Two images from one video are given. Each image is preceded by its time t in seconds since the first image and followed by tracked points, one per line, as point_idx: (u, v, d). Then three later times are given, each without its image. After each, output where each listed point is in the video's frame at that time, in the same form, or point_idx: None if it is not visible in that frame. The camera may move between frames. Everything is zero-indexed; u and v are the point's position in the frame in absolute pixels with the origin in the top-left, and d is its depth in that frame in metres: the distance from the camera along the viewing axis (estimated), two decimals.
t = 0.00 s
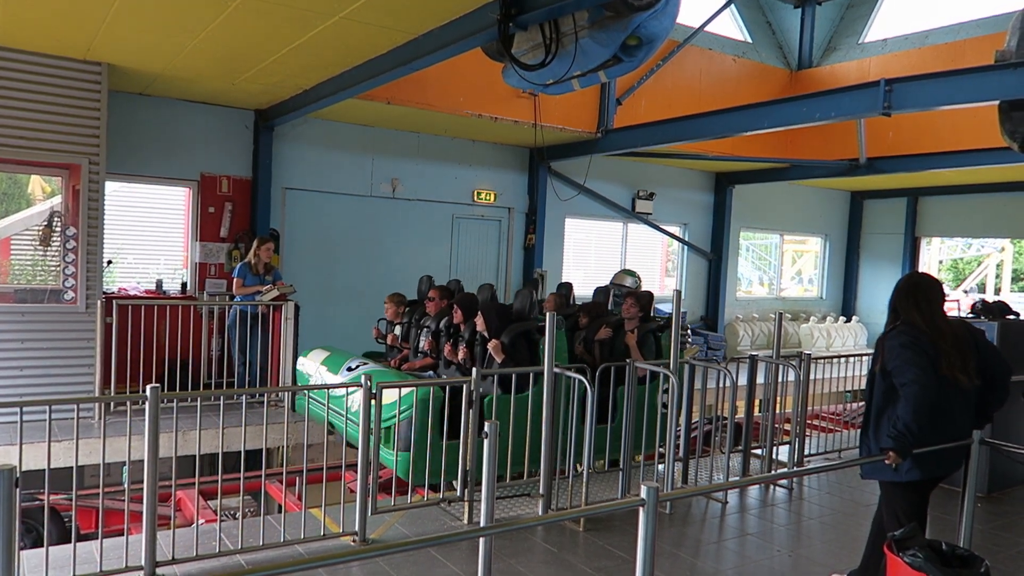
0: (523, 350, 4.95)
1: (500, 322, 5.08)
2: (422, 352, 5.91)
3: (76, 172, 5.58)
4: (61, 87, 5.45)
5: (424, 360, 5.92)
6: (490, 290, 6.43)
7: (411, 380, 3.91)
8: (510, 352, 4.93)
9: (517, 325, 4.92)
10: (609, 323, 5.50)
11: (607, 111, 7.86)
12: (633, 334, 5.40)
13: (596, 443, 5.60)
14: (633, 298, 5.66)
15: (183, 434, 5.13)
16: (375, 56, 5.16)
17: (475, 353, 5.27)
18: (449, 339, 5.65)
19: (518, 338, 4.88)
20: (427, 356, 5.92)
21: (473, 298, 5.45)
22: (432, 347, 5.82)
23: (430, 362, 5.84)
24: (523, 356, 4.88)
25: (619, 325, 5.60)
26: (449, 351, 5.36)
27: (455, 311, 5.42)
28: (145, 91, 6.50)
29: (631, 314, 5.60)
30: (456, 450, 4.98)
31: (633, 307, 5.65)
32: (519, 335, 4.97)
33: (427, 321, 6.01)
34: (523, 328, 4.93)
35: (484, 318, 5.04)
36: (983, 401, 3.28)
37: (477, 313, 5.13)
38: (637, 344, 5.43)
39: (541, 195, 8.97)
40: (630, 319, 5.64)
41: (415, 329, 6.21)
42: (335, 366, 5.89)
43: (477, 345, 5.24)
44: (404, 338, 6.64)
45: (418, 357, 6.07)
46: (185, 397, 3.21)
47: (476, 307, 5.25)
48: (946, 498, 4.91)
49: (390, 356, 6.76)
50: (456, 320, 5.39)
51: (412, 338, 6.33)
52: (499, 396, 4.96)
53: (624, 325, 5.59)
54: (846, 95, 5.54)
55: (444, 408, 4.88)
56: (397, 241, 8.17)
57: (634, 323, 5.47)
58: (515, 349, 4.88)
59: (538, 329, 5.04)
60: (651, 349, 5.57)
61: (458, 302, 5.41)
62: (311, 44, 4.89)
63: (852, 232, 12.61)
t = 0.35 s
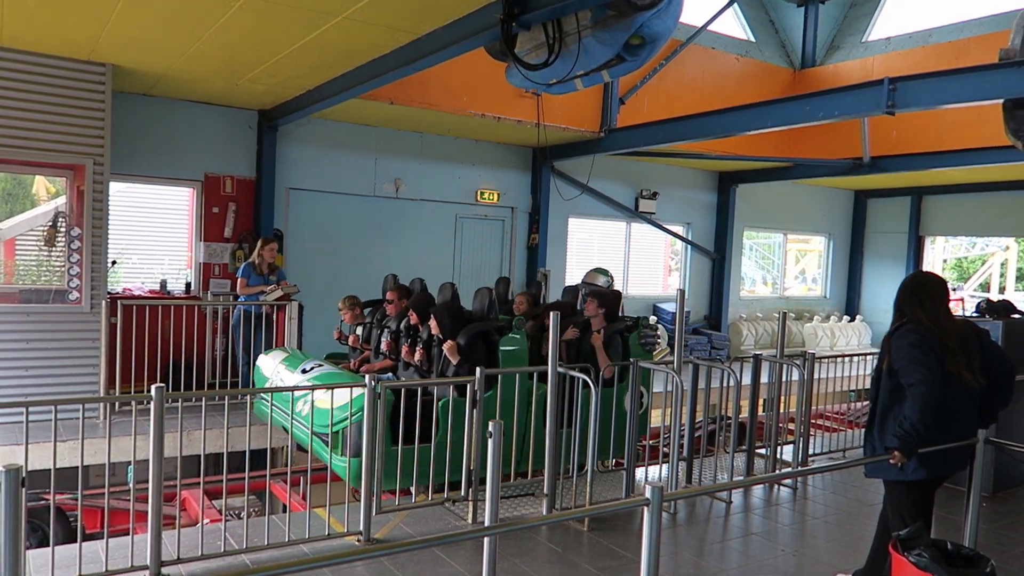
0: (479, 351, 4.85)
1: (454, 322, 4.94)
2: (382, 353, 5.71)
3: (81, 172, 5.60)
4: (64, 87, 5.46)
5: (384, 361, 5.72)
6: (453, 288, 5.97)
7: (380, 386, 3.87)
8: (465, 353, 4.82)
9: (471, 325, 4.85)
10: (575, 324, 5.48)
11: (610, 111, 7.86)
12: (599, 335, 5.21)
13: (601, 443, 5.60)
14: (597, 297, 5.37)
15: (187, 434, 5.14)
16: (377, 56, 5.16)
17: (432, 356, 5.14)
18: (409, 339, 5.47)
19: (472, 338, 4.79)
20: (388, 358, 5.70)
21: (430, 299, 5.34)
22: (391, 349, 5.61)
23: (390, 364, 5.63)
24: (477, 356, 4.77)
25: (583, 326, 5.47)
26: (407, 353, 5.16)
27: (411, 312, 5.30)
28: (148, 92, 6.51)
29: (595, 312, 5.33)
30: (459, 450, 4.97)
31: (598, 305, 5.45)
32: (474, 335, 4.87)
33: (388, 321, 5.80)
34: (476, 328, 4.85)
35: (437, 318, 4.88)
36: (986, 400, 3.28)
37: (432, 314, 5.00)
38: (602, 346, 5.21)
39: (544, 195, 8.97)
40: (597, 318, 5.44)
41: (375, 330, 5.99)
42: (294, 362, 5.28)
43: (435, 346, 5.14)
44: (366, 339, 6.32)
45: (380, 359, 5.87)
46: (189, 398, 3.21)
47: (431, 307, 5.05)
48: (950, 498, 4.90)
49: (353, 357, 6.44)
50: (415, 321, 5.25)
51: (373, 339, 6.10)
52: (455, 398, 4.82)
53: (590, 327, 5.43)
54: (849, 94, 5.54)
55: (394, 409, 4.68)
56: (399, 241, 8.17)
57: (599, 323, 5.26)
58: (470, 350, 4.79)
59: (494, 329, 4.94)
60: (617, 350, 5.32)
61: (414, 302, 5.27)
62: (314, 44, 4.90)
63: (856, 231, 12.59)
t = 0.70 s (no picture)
0: (444, 353, 4.58)
1: (418, 323, 4.69)
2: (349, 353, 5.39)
3: (97, 173, 5.65)
4: (81, 88, 5.51)
5: (351, 361, 5.36)
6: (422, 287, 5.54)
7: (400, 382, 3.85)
8: (428, 354, 4.56)
9: (435, 325, 4.58)
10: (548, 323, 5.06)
11: (624, 110, 7.84)
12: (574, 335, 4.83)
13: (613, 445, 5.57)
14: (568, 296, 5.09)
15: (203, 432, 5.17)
16: (391, 55, 5.17)
17: (396, 356, 4.83)
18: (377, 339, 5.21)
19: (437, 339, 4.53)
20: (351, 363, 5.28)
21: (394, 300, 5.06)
22: (356, 348, 5.25)
23: (356, 364, 5.27)
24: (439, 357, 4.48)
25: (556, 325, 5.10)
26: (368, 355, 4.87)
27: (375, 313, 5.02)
28: (163, 92, 6.56)
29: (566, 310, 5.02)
30: (473, 449, 4.97)
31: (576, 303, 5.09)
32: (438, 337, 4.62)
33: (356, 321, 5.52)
34: (442, 329, 4.58)
35: (400, 318, 4.65)
36: (1003, 401, 3.24)
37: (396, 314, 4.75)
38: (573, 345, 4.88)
39: (557, 195, 8.97)
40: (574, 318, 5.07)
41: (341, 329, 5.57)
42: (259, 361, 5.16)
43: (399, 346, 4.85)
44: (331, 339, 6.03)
45: (346, 359, 5.51)
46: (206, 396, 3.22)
47: (393, 308, 4.83)
48: (968, 499, 4.86)
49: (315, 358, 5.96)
50: (378, 323, 4.92)
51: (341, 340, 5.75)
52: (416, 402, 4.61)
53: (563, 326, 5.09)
54: (865, 93, 5.49)
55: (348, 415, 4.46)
56: (412, 241, 8.19)
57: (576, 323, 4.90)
58: (433, 351, 4.53)
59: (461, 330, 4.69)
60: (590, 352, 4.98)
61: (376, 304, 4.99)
62: (328, 44, 4.92)
63: (871, 230, 12.51)
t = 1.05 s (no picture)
0: (411, 352, 4.51)
1: (385, 321, 4.64)
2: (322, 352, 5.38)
3: (124, 171, 5.72)
4: (108, 87, 5.57)
5: (324, 361, 5.39)
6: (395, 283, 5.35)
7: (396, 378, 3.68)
8: (395, 353, 4.50)
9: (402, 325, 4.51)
10: (528, 321, 4.94)
11: (647, 107, 7.81)
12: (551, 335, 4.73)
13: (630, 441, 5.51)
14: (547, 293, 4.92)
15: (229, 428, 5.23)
16: (414, 53, 5.19)
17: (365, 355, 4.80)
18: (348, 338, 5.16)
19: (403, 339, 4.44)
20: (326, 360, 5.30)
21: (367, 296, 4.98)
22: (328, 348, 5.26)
23: (328, 364, 5.30)
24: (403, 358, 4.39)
25: (538, 324, 4.97)
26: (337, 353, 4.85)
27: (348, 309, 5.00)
28: (190, 92, 6.64)
29: (547, 309, 4.89)
30: (496, 446, 4.99)
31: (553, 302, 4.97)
32: (406, 337, 4.55)
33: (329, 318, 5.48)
34: (409, 330, 4.49)
35: (368, 317, 4.62)
36: None
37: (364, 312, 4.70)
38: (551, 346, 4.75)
39: (578, 192, 8.95)
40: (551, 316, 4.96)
41: (318, 326, 5.52)
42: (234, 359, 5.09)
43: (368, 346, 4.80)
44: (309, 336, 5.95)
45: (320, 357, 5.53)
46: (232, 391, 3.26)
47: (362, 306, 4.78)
48: (997, 502, 4.79)
49: (292, 352, 6.00)
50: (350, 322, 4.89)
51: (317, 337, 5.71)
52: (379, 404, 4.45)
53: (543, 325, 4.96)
54: (891, 89, 5.42)
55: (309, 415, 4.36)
56: (434, 238, 8.21)
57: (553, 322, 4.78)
58: (399, 352, 4.46)
59: (430, 329, 4.59)
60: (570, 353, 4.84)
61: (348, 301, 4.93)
62: (351, 43, 4.94)
63: (896, 229, 12.37)
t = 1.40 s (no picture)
0: (392, 352, 4.46)
1: (367, 321, 4.57)
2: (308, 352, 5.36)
3: (170, 172, 5.85)
4: (153, 90, 5.69)
5: (311, 361, 5.37)
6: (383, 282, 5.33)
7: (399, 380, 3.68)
8: (375, 353, 4.44)
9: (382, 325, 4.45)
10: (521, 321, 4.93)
11: (684, 106, 7.77)
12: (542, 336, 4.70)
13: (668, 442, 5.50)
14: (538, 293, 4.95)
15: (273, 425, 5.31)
16: (452, 54, 5.21)
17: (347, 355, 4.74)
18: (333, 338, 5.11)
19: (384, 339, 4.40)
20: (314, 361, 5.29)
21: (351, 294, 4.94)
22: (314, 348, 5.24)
23: (315, 364, 5.28)
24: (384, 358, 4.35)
25: (530, 324, 5.00)
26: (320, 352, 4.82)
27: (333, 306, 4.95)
28: (232, 94, 6.76)
29: (538, 308, 4.90)
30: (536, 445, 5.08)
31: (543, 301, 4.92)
32: (387, 336, 4.50)
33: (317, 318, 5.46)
34: (390, 329, 4.43)
35: (349, 317, 4.56)
36: None
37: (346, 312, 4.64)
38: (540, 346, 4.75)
39: (614, 192, 8.92)
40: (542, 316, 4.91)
41: (307, 326, 5.53)
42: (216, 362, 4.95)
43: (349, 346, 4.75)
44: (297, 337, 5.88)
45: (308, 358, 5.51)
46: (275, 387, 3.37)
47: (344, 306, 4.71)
48: None
49: (284, 352, 5.93)
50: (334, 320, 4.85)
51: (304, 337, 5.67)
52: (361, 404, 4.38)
53: (535, 325, 4.97)
54: (936, 85, 5.30)
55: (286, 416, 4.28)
56: (470, 237, 8.24)
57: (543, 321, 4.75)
58: (380, 352, 4.41)
59: (412, 328, 4.53)
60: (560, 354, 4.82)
61: (332, 298, 4.87)
62: (391, 45, 4.98)
63: (940, 228, 12.12)
